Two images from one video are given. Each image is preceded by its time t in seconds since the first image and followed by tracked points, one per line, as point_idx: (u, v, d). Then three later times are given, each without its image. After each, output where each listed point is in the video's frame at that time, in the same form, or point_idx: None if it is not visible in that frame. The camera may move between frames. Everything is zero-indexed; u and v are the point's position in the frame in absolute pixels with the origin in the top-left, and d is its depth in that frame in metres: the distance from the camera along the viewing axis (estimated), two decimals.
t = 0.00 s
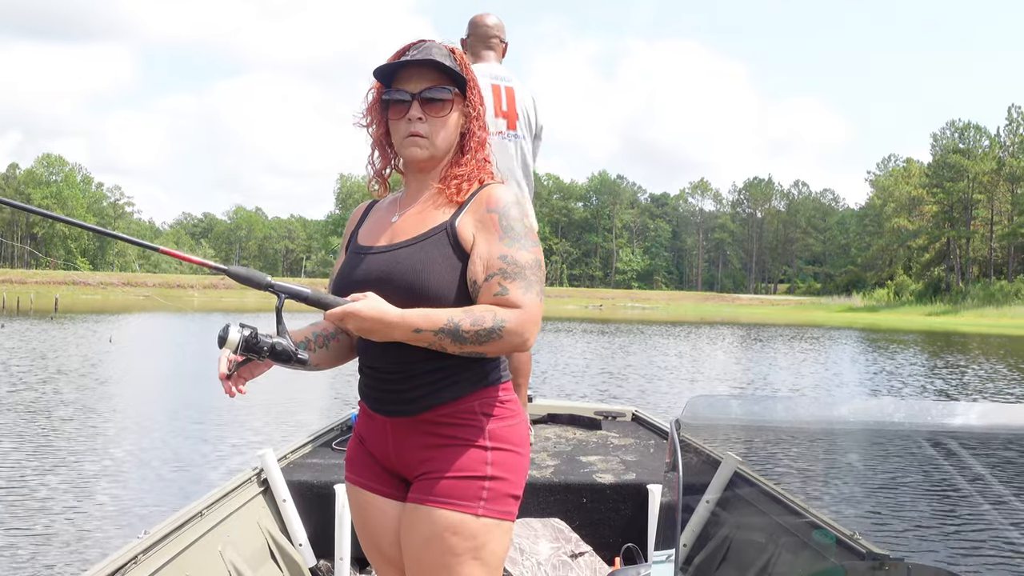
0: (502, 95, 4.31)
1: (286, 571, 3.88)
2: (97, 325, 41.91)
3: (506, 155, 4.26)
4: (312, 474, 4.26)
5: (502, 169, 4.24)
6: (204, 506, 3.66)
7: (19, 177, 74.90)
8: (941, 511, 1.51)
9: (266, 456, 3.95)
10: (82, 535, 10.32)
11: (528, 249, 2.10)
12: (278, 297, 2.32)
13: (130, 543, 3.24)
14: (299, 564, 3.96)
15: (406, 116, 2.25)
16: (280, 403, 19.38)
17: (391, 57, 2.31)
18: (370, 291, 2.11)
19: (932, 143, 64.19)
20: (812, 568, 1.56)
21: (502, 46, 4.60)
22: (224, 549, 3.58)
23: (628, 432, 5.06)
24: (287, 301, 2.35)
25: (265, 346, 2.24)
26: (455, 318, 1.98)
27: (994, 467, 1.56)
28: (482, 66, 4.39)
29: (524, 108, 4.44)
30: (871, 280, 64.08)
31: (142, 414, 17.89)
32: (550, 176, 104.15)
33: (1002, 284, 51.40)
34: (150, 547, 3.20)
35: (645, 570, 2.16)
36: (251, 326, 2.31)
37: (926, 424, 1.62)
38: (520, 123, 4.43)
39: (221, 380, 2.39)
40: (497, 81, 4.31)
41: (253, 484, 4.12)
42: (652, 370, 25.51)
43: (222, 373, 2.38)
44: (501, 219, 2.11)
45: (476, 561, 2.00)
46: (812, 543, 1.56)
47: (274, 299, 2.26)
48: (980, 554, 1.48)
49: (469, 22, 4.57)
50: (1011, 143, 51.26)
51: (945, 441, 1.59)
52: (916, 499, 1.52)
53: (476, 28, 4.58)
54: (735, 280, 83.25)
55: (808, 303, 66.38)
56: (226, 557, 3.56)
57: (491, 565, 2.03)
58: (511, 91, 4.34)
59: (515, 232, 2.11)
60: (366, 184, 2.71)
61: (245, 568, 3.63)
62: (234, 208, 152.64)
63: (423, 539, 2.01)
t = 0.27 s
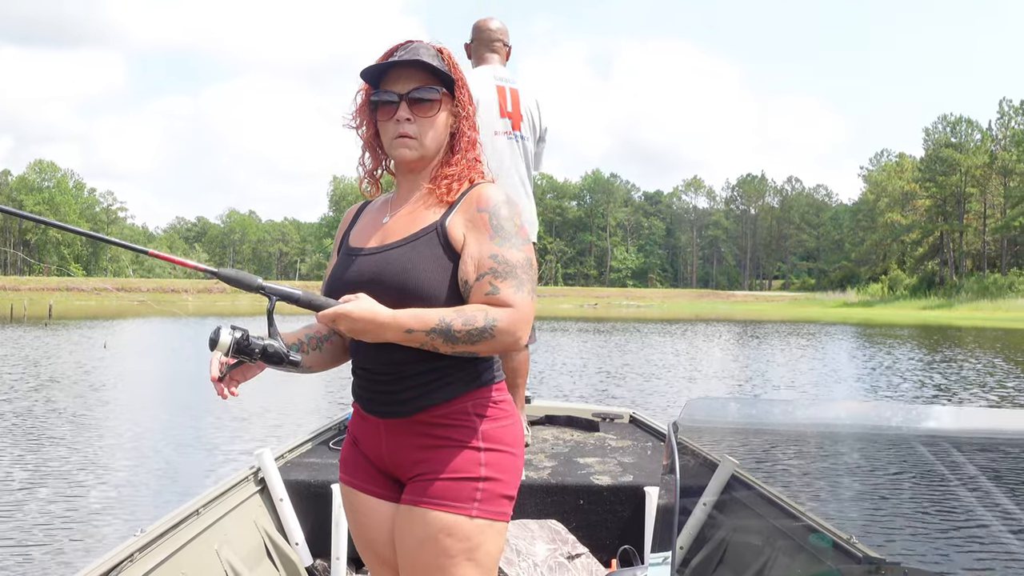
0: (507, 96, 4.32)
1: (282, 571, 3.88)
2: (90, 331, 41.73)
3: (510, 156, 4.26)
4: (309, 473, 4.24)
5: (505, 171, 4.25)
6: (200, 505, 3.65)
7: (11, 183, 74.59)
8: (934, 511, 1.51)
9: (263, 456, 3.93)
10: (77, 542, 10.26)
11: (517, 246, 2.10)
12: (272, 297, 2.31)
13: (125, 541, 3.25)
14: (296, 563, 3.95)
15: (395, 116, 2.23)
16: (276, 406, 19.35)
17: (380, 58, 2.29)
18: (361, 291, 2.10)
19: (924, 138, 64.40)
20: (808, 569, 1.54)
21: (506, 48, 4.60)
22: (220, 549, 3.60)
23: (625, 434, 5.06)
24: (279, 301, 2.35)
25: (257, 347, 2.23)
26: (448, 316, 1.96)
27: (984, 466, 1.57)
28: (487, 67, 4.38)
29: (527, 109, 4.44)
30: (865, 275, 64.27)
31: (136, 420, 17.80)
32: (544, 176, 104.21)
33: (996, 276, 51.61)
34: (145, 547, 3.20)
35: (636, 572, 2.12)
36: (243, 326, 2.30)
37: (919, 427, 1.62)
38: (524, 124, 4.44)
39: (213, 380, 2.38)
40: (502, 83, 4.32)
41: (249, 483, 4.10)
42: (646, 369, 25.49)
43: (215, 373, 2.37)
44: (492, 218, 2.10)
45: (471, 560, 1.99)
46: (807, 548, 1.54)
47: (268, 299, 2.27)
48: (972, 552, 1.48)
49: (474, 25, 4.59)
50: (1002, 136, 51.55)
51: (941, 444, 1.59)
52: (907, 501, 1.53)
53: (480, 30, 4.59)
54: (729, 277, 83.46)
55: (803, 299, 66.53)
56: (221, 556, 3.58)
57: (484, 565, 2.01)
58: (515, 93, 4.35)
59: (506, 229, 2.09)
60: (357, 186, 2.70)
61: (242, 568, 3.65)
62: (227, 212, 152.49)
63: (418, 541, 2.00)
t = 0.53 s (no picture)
0: (512, 97, 4.32)
1: (282, 571, 3.87)
2: (84, 337, 41.56)
3: (516, 157, 4.26)
4: (308, 473, 4.23)
5: (510, 172, 4.26)
6: (200, 506, 3.64)
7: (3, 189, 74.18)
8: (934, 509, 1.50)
9: (263, 456, 3.91)
10: (73, 549, 10.22)
11: (520, 245, 2.09)
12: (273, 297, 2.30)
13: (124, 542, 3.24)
14: (295, 563, 3.94)
15: (395, 118, 2.22)
16: (273, 410, 19.32)
17: (378, 59, 2.29)
18: (362, 292, 2.10)
19: (918, 132, 64.45)
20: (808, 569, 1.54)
21: (513, 48, 4.58)
22: (220, 548, 3.60)
23: (624, 434, 5.05)
24: (280, 301, 2.35)
25: (257, 345, 2.22)
26: (449, 318, 1.96)
27: (985, 462, 1.57)
28: (492, 69, 4.38)
29: (532, 111, 4.42)
30: (860, 270, 64.32)
31: (132, 426, 17.75)
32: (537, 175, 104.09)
33: (990, 270, 51.69)
34: (145, 547, 3.20)
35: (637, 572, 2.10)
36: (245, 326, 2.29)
37: (917, 427, 1.62)
38: (528, 126, 4.43)
39: (213, 379, 2.37)
40: (506, 84, 4.31)
41: (249, 483, 4.09)
42: (643, 368, 25.43)
43: (215, 372, 2.37)
44: (493, 219, 2.08)
45: (473, 561, 1.98)
46: (807, 547, 1.54)
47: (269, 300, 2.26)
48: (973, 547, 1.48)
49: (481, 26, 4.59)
50: (995, 130, 51.67)
51: (945, 445, 1.59)
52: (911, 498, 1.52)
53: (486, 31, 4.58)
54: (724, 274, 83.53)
55: (798, 295, 66.57)
56: (221, 557, 3.57)
57: (487, 566, 2.00)
58: (520, 94, 4.35)
59: (506, 230, 2.08)
60: (358, 186, 2.69)
61: (242, 568, 3.64)
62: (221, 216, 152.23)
63: (420, 544, 1.98)
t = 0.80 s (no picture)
0: (516, 98, 4.31)
1: (283, 571, 3.86)
2: (79, 337, 41.47)
3: (522, 159, 4.27)
4: (310, 473, 4.23)
5: (516, 172, 4.27)
6: (201, 506, 3.64)
7: None
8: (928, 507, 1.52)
9: (264, 456, 3.91)
10: (69, 549, 10.21)
11: (522, 245, 2.09)
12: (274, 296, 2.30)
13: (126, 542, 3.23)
14: (296, 563, 3.93)
15: (396, 117, 2.22)
16: (269, 410, 19.30)
17: (378, 57, 2.28)
18: (362, 292, 2.10)
19: (912, 132, 64.61)
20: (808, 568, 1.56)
21: (517, 49, 4.58)
22: (220, 549, 3.58)
23: (625, 434, 5.05)
24: (282, 300, 2.35)
25: (258, 344, 2.22)
26: (451, 316, 1.96)
27: (987, 464, 1.57)
28: (497, 70, 4.38)
29: (537, 112, 4.42)
30: (854, 270, 64.48)
31: (128, 426, 17.72)
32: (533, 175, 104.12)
33: (984, 270, 51.75)
34: (146, 547, 3.19)
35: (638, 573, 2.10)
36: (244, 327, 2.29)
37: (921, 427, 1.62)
38: (533, 127, 4.42)
39: (214, 378, 2.37)
40: (510, 84, 4.30)
41: (250, 483, 4.08)
42: (638, 368, 25.43)
43: (215, 370, 2.36)
44: (495, 217, 2.08)
45: (474, 561, 1.98)
46: (807, 546, 1.55)
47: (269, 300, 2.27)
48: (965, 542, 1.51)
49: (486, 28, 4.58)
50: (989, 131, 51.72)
51: (945, 445, 1.60)
52: (910, 494, 1.52)
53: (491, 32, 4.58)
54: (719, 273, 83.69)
55: (793, 295, 66.73)
56: (222, 556, 3.56)
57: (488, 566, 2.00)
58: (524, 95, 4.34)
59: (508, 229, 2.09)
60: (360, 185, 2.69)
61: (243, 568, 3.64)
62: (215, 215, 151.91)
63: (421, 544, 1.99)
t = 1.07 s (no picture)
0: (522, 98, 4.31)
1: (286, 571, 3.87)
2: (74, 333, 41.40)
3: (529, 157, 4.27)
4: (313, 473, 4.24)
5: (523, 170, 4.27)
6: (205, 505, 3.65)
7: None
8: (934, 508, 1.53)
9: (268, 456, 3.90)
10: (66, 547, 10.19)
11: (530, 242, 2.09)
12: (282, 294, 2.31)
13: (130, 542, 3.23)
14: (299, 563, 3.93)
15: (401, 115, 2.22)
16: (264, 408, 19.28)
17: (382, 56, 2.29)
18: (369, 290, 2.10)
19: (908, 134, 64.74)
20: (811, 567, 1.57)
21: (521, 48, 4.58)
22: (225, 549, 3.59)
23: (629, 433, 5.06)
24: (288, 298, 2.35)
25: (265, 343, 2.22)
26: (459, 315, 1.96)
27: (994, 464, 1.58)
28: (503, 69, 4.38)
29: (543, 111, 4.42)
30: (849, 272, 64.63)
31: (123, 424, 17.69)
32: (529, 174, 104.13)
33: (979, 273, 51.86)
34: (150, 547, 3.19)
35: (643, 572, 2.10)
36: (250, 326, 2.30)
37: (929, 424, 1.63)
38: (539, 126, 4.43)
39: (221, 376, 2.38)
40: (516, 84, 4.30)
41: (254, 484, 4.09)
42: (633, 368, 25.49)
43: (221, 369, 2.37)
44: (501, 215, 2.09)
45: (483, 560, 1.98)
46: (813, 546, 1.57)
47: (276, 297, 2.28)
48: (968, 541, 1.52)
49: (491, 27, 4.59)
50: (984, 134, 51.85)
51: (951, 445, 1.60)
52: (916, 493, 1.53)
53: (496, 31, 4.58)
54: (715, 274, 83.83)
55: (788, 296, 66.89)
56: (226, 557, 3.56)
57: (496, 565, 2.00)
58: (530, 95, 4.33)
59: (515, 226, 2.09)
60: (365, 184, 2.70)
61: (246, 568, 3.64)
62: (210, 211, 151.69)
63: (431, 542, 1.99)
